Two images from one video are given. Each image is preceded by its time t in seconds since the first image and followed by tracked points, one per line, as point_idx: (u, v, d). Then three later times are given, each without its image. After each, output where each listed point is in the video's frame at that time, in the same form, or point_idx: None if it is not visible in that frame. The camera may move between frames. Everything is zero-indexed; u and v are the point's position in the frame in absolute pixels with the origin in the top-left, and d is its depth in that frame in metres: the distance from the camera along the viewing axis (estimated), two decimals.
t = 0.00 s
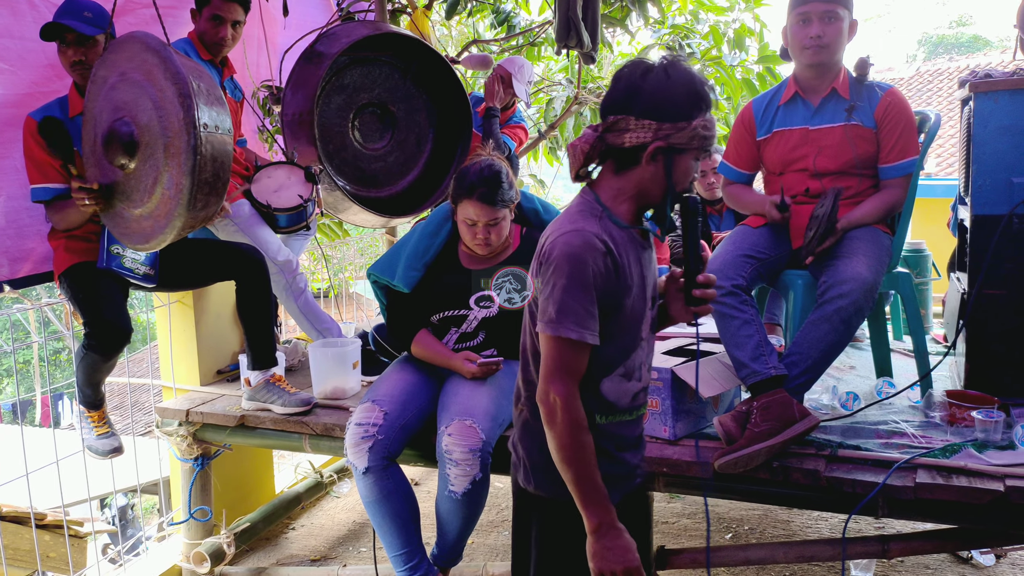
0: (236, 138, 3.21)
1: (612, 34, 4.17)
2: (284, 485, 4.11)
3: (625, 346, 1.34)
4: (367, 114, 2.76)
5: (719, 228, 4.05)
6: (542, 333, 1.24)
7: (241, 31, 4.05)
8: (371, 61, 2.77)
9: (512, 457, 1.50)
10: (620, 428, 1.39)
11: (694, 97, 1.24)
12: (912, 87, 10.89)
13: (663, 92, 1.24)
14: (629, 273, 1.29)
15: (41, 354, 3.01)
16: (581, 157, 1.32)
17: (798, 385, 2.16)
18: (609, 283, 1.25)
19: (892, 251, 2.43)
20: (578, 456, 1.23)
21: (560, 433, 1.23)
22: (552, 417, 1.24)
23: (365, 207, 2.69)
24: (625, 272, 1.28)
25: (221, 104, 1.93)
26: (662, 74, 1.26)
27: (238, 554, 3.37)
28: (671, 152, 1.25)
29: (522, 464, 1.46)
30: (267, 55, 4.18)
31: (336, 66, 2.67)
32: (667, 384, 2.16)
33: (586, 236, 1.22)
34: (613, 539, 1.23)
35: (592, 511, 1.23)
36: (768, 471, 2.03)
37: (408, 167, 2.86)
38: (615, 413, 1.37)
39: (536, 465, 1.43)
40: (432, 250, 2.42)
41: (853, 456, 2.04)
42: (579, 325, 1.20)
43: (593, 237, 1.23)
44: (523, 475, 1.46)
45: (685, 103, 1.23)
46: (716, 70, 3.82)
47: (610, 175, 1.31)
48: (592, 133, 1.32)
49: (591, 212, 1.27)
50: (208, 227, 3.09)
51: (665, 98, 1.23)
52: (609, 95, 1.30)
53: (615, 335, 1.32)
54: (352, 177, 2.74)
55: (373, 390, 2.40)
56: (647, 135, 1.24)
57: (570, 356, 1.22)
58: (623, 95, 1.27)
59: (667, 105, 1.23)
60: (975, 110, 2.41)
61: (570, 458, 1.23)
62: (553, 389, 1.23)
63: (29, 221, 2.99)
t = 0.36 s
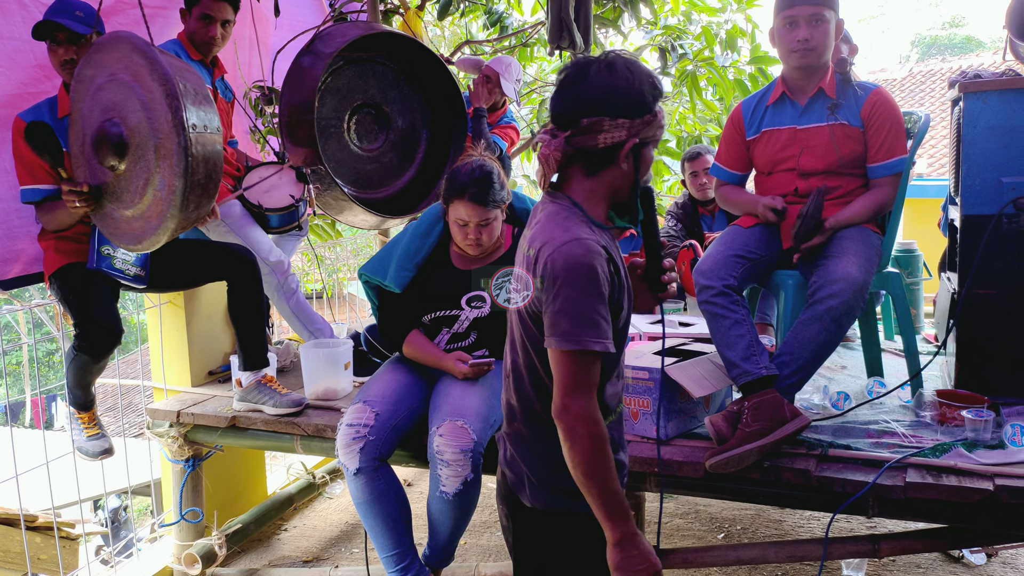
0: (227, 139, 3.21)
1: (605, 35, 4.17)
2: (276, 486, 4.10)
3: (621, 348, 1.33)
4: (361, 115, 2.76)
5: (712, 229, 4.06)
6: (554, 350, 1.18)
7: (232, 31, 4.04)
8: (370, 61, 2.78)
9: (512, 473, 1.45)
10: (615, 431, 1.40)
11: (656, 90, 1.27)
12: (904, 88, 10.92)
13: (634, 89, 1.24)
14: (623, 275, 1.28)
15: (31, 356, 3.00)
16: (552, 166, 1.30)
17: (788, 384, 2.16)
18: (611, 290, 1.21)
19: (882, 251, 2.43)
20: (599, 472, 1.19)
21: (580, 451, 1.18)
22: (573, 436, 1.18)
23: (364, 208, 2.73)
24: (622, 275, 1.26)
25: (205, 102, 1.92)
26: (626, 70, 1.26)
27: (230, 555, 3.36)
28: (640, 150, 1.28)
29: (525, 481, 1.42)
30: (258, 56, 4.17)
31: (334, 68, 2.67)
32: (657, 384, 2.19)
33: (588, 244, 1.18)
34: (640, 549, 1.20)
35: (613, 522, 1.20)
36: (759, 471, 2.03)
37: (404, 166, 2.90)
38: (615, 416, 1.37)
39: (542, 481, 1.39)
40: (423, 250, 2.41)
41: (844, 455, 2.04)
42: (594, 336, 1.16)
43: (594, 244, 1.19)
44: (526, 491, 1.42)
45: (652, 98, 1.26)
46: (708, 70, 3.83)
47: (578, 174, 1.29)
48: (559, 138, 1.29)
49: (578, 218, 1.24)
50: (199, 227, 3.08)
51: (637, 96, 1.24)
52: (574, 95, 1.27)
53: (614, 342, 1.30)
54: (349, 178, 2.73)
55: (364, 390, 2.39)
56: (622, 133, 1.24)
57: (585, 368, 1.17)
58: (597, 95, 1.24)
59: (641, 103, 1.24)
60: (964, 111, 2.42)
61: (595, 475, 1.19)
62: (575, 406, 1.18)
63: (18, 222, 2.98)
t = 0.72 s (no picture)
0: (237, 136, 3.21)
1: (615, 32, 4.16)
2: (286, 484, 4.12)
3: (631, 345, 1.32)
4: (372, 114, 2.76)
5: (722, 226, 4.05)
6: (565, 352, 1.17)
7: (242, 29, 4.06)
8: (379, 59, 2.80)
9: (528, 480, 1.43)
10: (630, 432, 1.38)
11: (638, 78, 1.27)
12: (917, 85, 10.85)
13: (622, 80, 1.23)
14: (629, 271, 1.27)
15: (42, 354, 3.01)
16: (549, 166, 1.28)
17: (799, 383, 2.15)
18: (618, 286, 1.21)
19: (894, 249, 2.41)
20: (623, 472, 1.17)
21: (601, 452, 1.17)
22: (593, 436, 1.17)
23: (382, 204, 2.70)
24: (627, 272, 1.25)
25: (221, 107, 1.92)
26: (610, 61, 1.24)
27: (239, 552, 3.37)
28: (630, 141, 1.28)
29: (542, 489, 1.39)
30: (268, 54, 4.18)
31: (346, 65, 2.66)
32: (667, 382, 2.17)
33: (593, 241, 1.17)
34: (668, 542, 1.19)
35: (643, 520, 1.18)
36: (769, 470, 2.02)
37: (415, 164, 2.92)
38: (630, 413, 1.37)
39: (561, 490, 1.36)
40: (432, 247, 2.40)
41: (854, 454, 2.02)
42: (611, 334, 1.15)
43: (598, 242, 1.18)
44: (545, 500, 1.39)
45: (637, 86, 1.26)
46: (718, 67, 3.81)
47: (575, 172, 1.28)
48: (552, 137, 1.27)
49: (579, 217, 1.24)
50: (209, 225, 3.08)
51: (626, 85, 1.23)
52: (562, 91, 1.24)
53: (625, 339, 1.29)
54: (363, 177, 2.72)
55: (372, 389, 2.39)
56: (616, 123, 1.23)
57: (599, 368, 1.17)
58: (588, 89, 1.22)
59: (628, 93, 1.24)
60: (977, 107, 2.39)
61: (618, 476, 1.17)
62: (593, 407, 1.17)
63: (29, 220, 2.99)
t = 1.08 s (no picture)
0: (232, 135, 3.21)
1: (606, 34, 4.16)
2: (276, 485, 4.10)
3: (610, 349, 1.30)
4: (362, 115, 2.76)
5: (712, 228, 4.06)
6: (532, 355, 1.17)
7: (232, 29, 4.04)
8: (370, 60, 2.79)
9: (516, 482, 1.43)
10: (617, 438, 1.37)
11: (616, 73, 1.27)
12: (907, 88, 10.91)
13: (601, 76, 1.23)
14: (608, 275, 1.26)
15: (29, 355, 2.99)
16: (533, 167, 1.28)
17: (789, 384, 2.15)
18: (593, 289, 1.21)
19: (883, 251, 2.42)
20: (581, 483, 1.16)
21: (561, 459, 1.16)
22: (555, 442, 1.15)
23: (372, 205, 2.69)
24: (604, 275, 1.24)
25: (200, 100, 1.92)
26: (588, 57, 1.24)
27: (229, 555, 3.36)
28: (613, 135, 1.28)
29: (528, 492, 1.39)
30: (259, 54, 4.17)
31: (336, 65, 2.65)
32: (657, 383, 2.16)
33: (566, 245, 1.17)
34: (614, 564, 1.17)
35: (596, 535, 1.17)
36: (758, 471, 2.02)
37: (405, 165, 2.91)
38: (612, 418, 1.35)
39: (548, 491, 1.36)
40: (423, 249, 2.39)
41: (844, 455, 2.03)
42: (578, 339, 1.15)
43: (572, 245, 1.18)
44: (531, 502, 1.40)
45: (616, 82, 1.25)
46: (709, 69, 3.82)
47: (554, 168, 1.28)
48: (534, 137, 1.26)
49: (557, 220, 1.23)
50: (198, 225, 3.07)
51: (605, 80, 1.23)
52: (542, 91, 1.24)
53: (602, 345, 1.27)
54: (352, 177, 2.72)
55: (362, 390, 2.38)
56: (598, 119, 1.23)
57: (566, 374, 1.16)
58: (568, 87, 1.22)
59: (608, 89, 1.23)
60: (966, 109, 2.40)
61: (577, 489, 1.16)
62: (557, 412, 1.15)
63: (16, 220, 2.98)
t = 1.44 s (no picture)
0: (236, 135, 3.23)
1: (606, 33, 4.16)
2: (278, 486, 4.11)
3: (599, 350, 1.30)
4: (358, 116, 2.79)
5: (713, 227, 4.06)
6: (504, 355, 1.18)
7: (232, 31, 4.05)
8: (371, 63, 2.83)
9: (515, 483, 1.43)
10: (609, 438, 1.35)
11: (608, 71, 1.24)
12: (908, 86, 10.90)
13: (585, 74, 1.21)
14: (590, 277, 1.26)
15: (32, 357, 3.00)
16: (517, 166, 1.29)
17: (789, 384, 2.15)
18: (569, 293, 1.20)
19: (884, 250, 2.41)
20: (557, 483, 1.17)
21: (534, 458, 1.17)
22: (527, 442, 1.16)
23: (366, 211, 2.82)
24: (585, 277, 1.24)
25: (199, 100, 1.92)
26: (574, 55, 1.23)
27: (231, 556, 3.36)
28: (603, 131, 1.24)
29: (517, 490, 1.38)
30: (259, 55, 4.18)
31: (332, 66, 2.72)
32: (657, 384, 2.17)
33: (542, 245, 1.17)
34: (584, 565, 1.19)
35: (571, 536, 1.18)
36: (759, 471, 2.02)
37: (404, 167, 2.90)
38: (603, 421, 1.33)
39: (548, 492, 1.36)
40: (421, 250, 2.39)
41: (844, 455, 2.03)
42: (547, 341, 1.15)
43: (548, 247, 1.18)
44: (519, 500, 1.38)
45: (605, 80, 1.23)
46: (710, 69, 3.81)
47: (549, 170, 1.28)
48: (521, 138, 1.28)
49: (541, 220, 1.24)
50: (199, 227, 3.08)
51: (588, 77, 1.21)
52: (524, 90, 1.25)
53: (586, 346, 1.27)
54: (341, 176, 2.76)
55: (364, 390, 2.38)
56: (579, 117, 1.22)
57: (541, 375, 1.16)
58: (549, 85, 1.22)
59: (592, 87, 1.21)
60: (966, 107, 2.40)
61: (550, 487, 1.17)
62: (528, 413, 1.16)
63: (17, 223, 2.98)
